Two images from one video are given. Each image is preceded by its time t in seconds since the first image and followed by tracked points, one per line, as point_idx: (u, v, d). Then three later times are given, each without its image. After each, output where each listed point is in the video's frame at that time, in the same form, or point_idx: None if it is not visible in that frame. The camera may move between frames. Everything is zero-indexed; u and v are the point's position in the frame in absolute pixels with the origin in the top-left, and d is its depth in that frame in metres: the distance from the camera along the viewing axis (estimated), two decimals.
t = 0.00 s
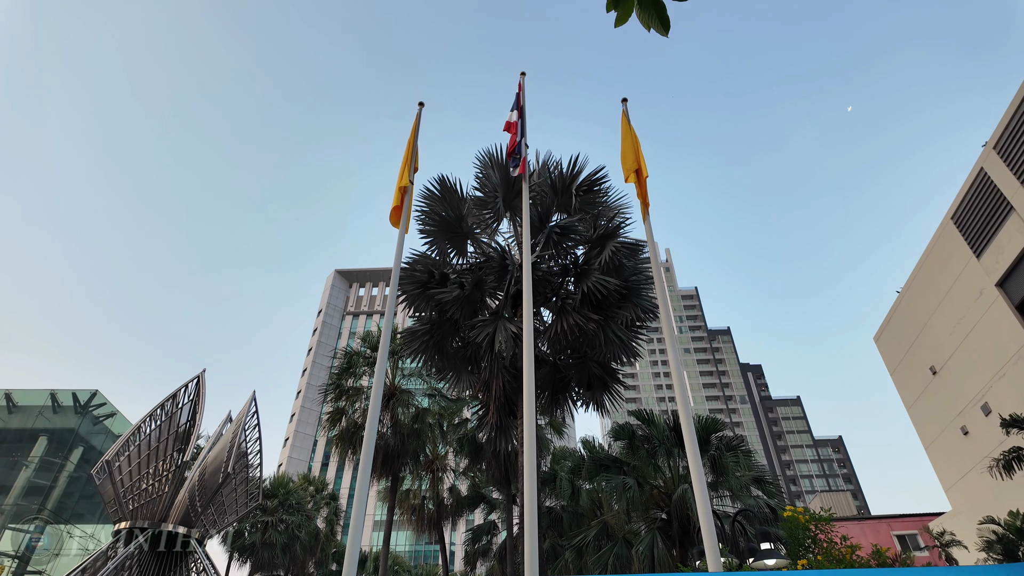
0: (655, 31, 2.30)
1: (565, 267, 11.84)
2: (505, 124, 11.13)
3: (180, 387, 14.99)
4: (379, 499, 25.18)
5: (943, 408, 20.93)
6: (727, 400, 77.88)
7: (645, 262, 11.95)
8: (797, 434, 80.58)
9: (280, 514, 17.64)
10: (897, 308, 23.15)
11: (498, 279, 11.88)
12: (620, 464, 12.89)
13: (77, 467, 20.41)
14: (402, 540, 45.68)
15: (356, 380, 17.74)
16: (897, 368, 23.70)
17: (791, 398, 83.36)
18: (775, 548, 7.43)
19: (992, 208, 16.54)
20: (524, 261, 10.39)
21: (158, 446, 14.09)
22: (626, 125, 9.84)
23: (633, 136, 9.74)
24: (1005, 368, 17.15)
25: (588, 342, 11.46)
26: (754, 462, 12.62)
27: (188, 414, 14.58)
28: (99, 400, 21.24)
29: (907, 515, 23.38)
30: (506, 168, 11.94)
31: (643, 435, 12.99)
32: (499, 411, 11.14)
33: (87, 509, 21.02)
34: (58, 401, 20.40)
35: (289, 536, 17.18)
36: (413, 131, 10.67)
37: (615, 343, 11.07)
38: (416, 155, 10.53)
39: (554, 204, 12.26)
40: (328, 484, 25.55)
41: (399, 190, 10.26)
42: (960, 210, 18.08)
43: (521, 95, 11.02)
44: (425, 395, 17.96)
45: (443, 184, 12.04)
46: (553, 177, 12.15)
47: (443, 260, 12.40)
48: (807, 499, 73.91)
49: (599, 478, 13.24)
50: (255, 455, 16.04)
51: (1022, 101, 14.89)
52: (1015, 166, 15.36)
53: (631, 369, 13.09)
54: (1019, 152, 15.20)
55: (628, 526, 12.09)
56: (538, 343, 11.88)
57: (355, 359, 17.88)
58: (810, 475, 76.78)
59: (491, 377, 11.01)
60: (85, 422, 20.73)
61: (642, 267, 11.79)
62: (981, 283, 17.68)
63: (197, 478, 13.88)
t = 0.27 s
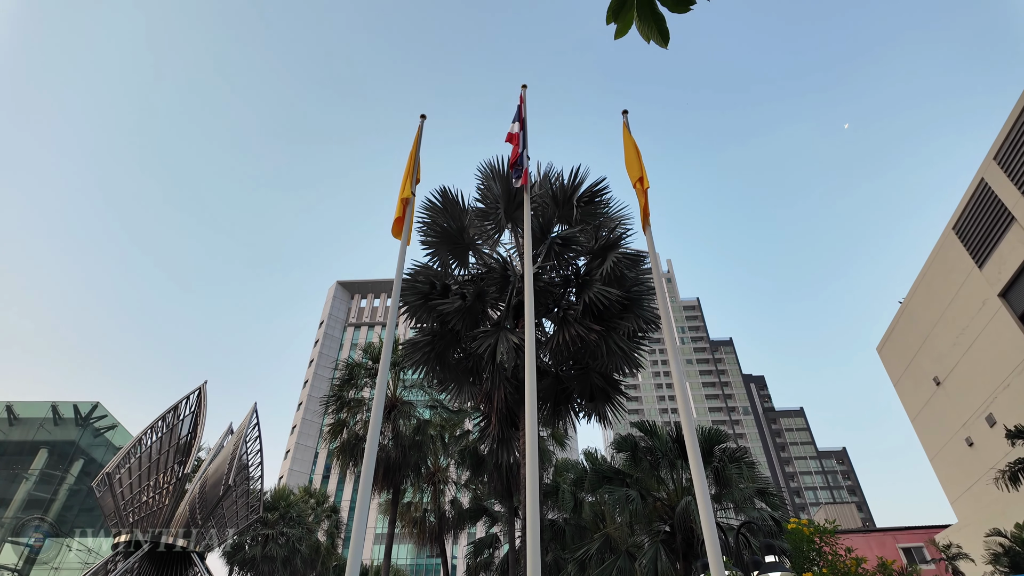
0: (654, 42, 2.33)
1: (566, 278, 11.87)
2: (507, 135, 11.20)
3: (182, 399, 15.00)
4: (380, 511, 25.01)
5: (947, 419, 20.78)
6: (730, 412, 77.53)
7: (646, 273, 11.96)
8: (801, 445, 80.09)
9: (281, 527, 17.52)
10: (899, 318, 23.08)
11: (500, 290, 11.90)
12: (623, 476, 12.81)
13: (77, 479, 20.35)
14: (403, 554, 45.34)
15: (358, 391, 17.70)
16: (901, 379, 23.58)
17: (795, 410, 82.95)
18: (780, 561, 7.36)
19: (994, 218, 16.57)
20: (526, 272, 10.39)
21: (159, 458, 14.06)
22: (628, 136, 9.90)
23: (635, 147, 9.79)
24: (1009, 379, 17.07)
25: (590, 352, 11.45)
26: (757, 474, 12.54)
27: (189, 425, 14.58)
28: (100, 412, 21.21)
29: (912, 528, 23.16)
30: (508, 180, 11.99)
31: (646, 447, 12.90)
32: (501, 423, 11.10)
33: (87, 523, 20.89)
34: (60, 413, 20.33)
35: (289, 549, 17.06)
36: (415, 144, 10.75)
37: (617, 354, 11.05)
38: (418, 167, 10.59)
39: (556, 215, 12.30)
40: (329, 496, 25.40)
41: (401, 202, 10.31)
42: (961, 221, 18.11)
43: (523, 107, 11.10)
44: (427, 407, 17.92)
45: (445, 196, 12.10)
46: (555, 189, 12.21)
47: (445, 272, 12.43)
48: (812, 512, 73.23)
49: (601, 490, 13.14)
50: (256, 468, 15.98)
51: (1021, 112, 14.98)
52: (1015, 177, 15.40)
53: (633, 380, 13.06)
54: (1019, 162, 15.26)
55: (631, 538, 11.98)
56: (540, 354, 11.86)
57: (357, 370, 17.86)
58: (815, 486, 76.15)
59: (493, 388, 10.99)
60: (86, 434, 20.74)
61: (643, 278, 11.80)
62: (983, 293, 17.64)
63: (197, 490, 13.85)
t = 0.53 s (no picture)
0: (655, 47, 2.35)
1: (568, 284, 11.89)
2: (509, 140, 11.23)
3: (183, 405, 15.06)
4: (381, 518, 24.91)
5: (951, 425, 20.69)
6: (733, 417, 77.33)
7: (648, 278, 11.96)
8: (804, 451, 79.80)
9: (282, 534, 17.45)
10: (901, 323, 23.03)
11: (501, 296, 11.90)
12: (625, 483, 12.76)
13: (78, 486, 20.37)
14: (405, 561, 45.16)
15: (359, 398, 17.68)
16: (904, 384, 23.49)
17: (797, 415, 82.67)
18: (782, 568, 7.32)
19: (995, 223, 16.56)
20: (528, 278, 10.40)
21: (160, 465, 14.17)
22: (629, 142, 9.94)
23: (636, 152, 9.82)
24: (1012, 384, 17.01)
25: (592, 358, 11.44)
26: (760, 480, 12.47)
27: (190, 432, 14.73)
28: (101, 419, 21.32)
29: (916, 534, 23.01)
30: (509, 185, 12.01)
31: (648, 453, 12.85)
32: (503, 429, 11.08)
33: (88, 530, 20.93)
34: (61, 419, 20.36)
35: (290, 556, 16.99)
36: (416, 150, 10.78)
37: (619, 360, 11.04)
38: (419, 173, 10.63)
39: (557, 221, 12.32)
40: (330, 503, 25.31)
41: (402, 208, 10.33)
42: (962, 226, 18.11)
43: (525, 113, 11.14)
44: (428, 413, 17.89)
45: (446, 202, 12.14)
46: (556, 194, 12.23)
47: (447, 277, 12.45)
48: (815, 518, 72.84)
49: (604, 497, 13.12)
50: (257, 474, 15.98)
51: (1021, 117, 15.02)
52: (1017, 182, 15.41)
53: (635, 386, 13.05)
54: (1020, 167, 15.28)
55: (633, 545, 11.92)
56: (541, 360, 11.86)
57: (358, 376, 17.85)
58: (818, 493, 75.78)
59: (494, 394, 10.97)
60: (87, 441, 20.76)
61: (645, 283, 11.80)
62: (985, 297, 17.61)
63: (198, 496, 13.90)
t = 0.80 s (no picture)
0: (656, 50, 2.34)
1: (569, 286, 11.90)
2: (509, 142, 11.25)
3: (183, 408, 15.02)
4: (381, 522, 24.94)
5: (952, 428, 20.65)
6: (734, 420, 77.24)
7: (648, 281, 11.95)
8: (804, 454, 79.70)
9: (282, 537, 17.41)
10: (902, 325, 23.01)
11: (502, 298, 11.90)
12: (626, 485, 12.73)
13: (78, 489, 20.37)
14: (405, 564, 45.07)
15: (359, 400, 17.67)
16: (904, 387, 23.45)
17: (798, 418, 82.58)
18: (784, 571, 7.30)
19: (996, 225, 16.56)
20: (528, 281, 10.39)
21: (160, 468, 14.14)
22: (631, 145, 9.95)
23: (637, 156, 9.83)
24: (1013, 388, 17.01)
25: (592, 361, 11.43)
26: (760, 482, 12.44)
27: (190, 435, 14.64)
28: (102, 421, 21.36)
29: (917, 537, 22.95)
30: (509, 188, 12.01)
31: (648, 456, 12.81)
32: (503, 431, 11.07)
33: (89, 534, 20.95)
34: (61, 422, 20.38)
35: (290, 559, 16.88)
36: (416, 152, 10.80)
37: (619, 362, 11.03)
38: (420, 175, 10.65)
39: (557, 223, 12.32)
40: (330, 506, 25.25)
41: (403, 210, 10.34)
42: (963, 228, 18.11)
43: (525, 115, 11.16)
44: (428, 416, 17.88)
45: (446, 205, 12.15)
46: (556, 197, 12.23)
47: (447, 279, 12.45)
48: (816, 521, 72.68)
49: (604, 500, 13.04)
50: (258, 477, 15.95)
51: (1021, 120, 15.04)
52: (1018, 184, 15.41)
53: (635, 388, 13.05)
54: (1021, 169, 15.29)
55: (634, 548, 11.89)
56: (542, 362, 11.84)
57: (358, 379, 17.86)
58: (819, 495, 75.64)
59: (495, 396, 10.96)
60: (87, 444, 20.78)
61: (645, 285, 11.80)
62: (986, 301, 17.63)
63: (198, 499, 13.89)
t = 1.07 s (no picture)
0: (659, 53, 2.35)
1: (569, 288, 11.91)
2: (510, 144, 11.27)
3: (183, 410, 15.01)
4: (381, 523, 24.92)
5: (952, 430, 20.67)
6: (734, 422, 77.14)
7: (649, 283, 11.96)
8: (805, 456, 79.60)
9: (282, 539, 17.35)
10: (902, 327, 23.00)
11: (502, 300, 11.90)
12: (626, 487, 12.72)
13: (78, 491, 20.24)
14: (405, 566, 45.00)
15: (359, 402, 17.67)
16: (905, 389, 23.44)
17: (798, 420, 82.49)
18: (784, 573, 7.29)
19: (996, 227, 16.57)
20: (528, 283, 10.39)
21: (160, 470, 14.13)
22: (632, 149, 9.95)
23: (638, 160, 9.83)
24: (1014, 390, 17.01)
25: (592, 362, 11.43)
26: (761, 484, 12.45)
27: (190, 437, 14.62)
28: (102, 424, 21.14)
29: (918, 539, 22.92)
30: (510, 190, 12.02)
31: (649, 458, 12.79)
32: (504, 433, 11.06)
33: (89, 535, 20.93)
34: (61, 424, 20.29)
35: (290, 562, 16.80)
36: (417, 154, 10.82)
37: (619, 364, 11.03)
38: (420, 178, 10.66)
39: (558, 225, 12.33)
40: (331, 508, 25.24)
41: (403, 212, 10.34)
42: (963, 230, 18.12)
43: (526, 117, 11.18)
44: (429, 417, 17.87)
45: (447, 207, 12.16)
46: (557, 198, 12.24)
47: (448, 281, 12.46)
48: (817, 523, 72.61)
49: (605, 502, 13.05)
50: (258, 479, 15.93)
51: (1021, 122, 15.07)
52: (1018, 186, 15.42)
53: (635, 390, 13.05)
54: (1021, 172, 15.31)
55: (634, 550, 11.88)
56: (542, 364, 11.84)
57: (358, 381, 17.85)
58: (819, 497, 75.57)
59: (495, 398, 10.96)
60: (87, 446, 20.53)
61: (645, 287, 11.80)
62: (986, 302, 17.63)
63: (199, 502, 13.92)
